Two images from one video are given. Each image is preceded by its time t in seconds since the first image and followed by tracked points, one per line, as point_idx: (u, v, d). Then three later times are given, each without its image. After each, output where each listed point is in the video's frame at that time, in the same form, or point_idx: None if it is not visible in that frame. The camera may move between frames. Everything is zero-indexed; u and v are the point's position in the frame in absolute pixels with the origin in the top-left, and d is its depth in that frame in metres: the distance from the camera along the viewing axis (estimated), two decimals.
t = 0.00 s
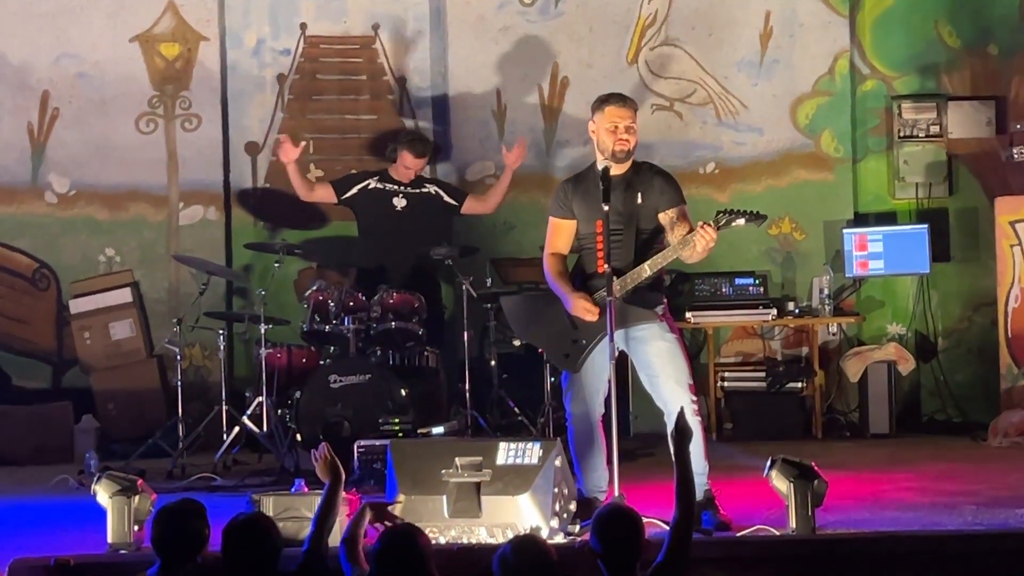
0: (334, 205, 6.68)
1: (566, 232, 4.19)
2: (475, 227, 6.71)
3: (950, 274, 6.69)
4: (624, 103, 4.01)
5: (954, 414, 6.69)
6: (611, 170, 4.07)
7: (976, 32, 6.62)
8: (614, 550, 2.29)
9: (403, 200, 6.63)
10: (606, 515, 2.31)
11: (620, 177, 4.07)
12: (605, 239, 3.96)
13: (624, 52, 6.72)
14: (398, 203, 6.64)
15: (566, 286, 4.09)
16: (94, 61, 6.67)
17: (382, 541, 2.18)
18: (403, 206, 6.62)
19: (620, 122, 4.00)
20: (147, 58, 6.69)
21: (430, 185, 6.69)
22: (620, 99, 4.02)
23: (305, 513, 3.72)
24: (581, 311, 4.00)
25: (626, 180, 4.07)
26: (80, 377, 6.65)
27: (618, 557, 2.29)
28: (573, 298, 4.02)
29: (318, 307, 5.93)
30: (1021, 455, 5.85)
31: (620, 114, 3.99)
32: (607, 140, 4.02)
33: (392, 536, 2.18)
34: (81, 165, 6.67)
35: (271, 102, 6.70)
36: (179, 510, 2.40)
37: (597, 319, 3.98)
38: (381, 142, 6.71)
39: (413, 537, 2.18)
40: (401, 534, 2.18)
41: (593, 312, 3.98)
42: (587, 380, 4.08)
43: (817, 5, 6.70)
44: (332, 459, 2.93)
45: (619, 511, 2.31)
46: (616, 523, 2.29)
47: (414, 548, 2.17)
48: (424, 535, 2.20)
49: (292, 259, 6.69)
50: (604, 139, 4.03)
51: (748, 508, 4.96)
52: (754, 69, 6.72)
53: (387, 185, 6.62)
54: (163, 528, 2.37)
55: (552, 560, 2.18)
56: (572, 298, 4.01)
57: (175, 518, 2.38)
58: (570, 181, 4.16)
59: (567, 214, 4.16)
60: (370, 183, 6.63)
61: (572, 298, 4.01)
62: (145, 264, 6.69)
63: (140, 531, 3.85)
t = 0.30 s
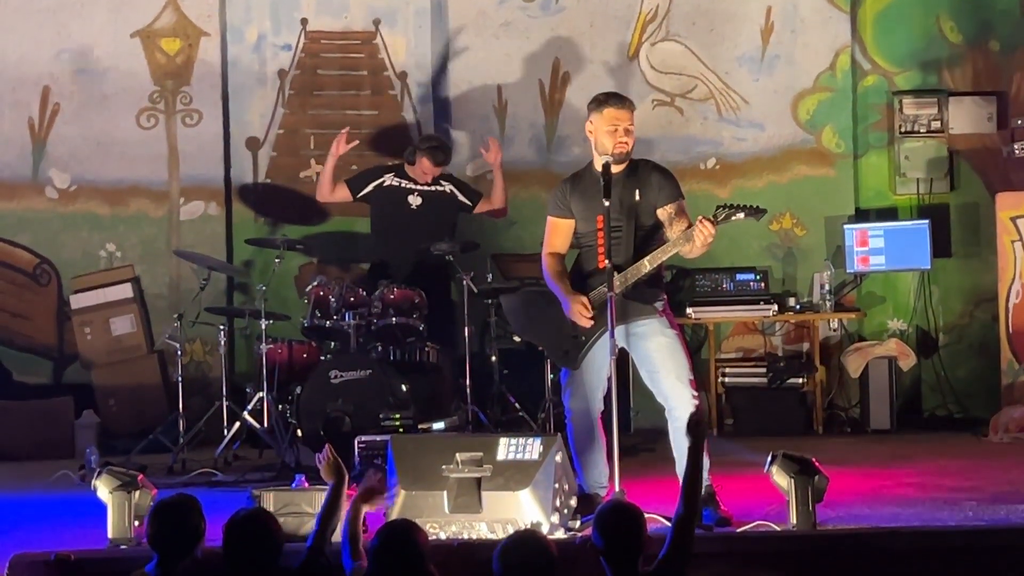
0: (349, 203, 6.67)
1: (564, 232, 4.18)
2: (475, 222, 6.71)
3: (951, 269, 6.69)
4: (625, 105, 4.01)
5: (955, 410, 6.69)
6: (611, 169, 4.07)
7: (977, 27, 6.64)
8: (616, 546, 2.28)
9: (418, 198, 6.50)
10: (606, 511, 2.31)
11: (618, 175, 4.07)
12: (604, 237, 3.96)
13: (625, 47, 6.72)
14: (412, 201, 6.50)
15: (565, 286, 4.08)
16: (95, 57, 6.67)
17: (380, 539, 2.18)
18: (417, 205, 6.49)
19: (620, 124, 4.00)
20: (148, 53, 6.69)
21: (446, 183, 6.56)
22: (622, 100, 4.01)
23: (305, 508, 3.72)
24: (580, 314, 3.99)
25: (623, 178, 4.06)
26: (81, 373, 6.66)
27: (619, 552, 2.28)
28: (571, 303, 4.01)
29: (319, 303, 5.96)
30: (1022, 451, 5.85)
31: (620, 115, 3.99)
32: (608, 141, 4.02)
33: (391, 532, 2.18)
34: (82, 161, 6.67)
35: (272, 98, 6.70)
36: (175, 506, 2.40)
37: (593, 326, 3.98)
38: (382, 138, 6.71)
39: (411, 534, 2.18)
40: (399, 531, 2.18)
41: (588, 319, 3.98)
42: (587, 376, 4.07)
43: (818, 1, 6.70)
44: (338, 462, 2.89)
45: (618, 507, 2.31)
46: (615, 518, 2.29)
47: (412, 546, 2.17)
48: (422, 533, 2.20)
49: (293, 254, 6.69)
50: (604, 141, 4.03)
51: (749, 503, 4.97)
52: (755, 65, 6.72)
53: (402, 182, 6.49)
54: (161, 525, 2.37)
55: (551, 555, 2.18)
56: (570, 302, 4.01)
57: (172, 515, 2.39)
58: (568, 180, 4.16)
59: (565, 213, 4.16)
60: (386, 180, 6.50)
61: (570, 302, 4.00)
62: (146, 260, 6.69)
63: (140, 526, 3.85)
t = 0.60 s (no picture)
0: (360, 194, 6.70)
1: (562, 231, 4.18)
2: (474, 218, 6.71)
3: (951, 265, 6.68)
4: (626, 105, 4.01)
5: (954, 406, 6.69)
6: (611, 169, 4.07)
7: (976, 24, 6.63)
8: (614, 545, 2.28)
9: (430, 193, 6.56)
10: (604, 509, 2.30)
11: (617, 176, 4.07)
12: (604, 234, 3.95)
13: (624, 43, 6.71)
14: (424, 197, 6.57)
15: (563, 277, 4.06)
16: (94, 52, 6.66)
17: (381, 535, 2.17)
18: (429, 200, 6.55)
19: (623, 124, 3.99)
20: (147, 48, 6.69)
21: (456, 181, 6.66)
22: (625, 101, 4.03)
23: (304, 503, 3.71)
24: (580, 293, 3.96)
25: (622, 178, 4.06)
26: (80, 368, 6.65)
27: (618, 550, 2.28)
28: (571, 285, 3.98)
29: (317, 298, 5.96)
30: (1021, 448, 5.85)
31: (621, 116, 3.99)
32: (610, 141, 4.01)
33: (392, 531, 2.17)
34: (81, 156, 6.66)
35: (271, 93, 6.69)
36: (172, 502, 2.42)
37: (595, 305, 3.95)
38: (381, 134, 6.71)
39: (412, 529, 2.18)
40: (399, 527, 2.17)
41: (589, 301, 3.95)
42: (584, 374, 4.06)
43: None
44: (334, 461, 2.83)
45: (617, 506, 2.30)
46: (614, 517, 2.28)
47: (412, 540, 2.17)
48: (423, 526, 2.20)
49: (292, 249, 6.69)
50: (606, 141, 4.02)
51: (747, 499, 4.97)
52: (754, 60, 6.71)
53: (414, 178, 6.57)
54: (158, 522, 2.38)
55: (551, 554, 2.17)
56: (570, 285, 3.98)
57: (169, 511, 2.40)
58: (568, 181, 4.15)
59: (563, 213, 4.15)
60: (398, 175, 6.60)
61: (570, 284, 3.97)
62: (145, 255, 6.69)
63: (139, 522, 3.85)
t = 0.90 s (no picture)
0: (358, 182, 6.69)
1: (561, 219, 4.18)
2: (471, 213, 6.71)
3: (948, 261, 6.69)
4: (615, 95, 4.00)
5: (950, 402, 6.69)
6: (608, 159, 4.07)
7: (974, 19, 6.64)
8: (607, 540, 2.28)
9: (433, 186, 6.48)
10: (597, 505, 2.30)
11: (614, 164, 4.06)
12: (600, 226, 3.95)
13: (622, 37, 6.70)
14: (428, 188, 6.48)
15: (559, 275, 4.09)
16: (91, 46, 6.66)
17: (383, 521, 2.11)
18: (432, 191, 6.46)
19: (610, 114, 3.98)
20: (144, 42, 6.68)
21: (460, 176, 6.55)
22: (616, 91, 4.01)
23: (301, 497, 3.72)
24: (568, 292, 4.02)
25: (621, 166, 4.06)
26: (77, 362, 6.65)
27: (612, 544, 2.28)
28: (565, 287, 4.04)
29: (314, 293, 5.94)
30: (1017, 443, 5.85)
31: (609, 106, 3.98)
32: (600, 132, 4.01)
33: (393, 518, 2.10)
34: (79, 150, 6.66)
35: (268, 87, 6.69)
36: (164, 496, 2.41)
37: (588, 308, 4.00)
38: (378, 128, 6.71)
39: (416, 515, 2.12)
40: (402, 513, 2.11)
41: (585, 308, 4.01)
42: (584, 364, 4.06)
43: None
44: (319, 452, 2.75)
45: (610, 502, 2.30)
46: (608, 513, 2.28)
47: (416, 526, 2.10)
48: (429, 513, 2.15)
49: (289, 244, 6.68)
50: (597, 132, 4.02)
51: (744, 494, 4.98)
52: (752, 55, 6.69)
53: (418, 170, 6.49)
54: (153, 514, 2.39)
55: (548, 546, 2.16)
56: (563, 286, 4.04)
57: (163, 504, 2.40)
58: (567, 167, 4.15)
59: (562, 201, 4.15)
60: (403, 166, 6.51)
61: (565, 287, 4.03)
62: (142, 249, 6.69)
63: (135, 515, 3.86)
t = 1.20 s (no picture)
0: (355, 176, 6.70)
1: (563, 211, 4.22)
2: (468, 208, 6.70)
3: (944, 257, 6.69)
4: (602, 94, 3.91)
5: (946, 398, 6.69)
6: (606, 151, 4.08)
7: (971, 16, 6.64)
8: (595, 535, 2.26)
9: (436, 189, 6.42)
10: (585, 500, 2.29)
11: (614, 156, 4.07)
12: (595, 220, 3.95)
13: (619, 32, 6.69)
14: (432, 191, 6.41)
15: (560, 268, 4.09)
16: (88, 39, 6.65)
17: (394, 511, 1.98)
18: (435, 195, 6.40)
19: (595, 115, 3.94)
20: (141, 36, 6.68)
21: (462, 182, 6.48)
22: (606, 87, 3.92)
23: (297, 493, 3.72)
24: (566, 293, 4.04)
25: (621, 158, 4.06)
26: (72, 356, 6.64)
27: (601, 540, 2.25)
28: (569, 284, 4.01)
29: (311, 287, 6.01)
30: (1013, 440, 5.84)
31: (594, 106, 3.91)
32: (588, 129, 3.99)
33: (403, 509, 1.97)
34: (75, 144, 6.66)
35: (264, 81, 6.68)
36: (159, 490, 2.37)
37: (587, 309, 3.98)
38: (375, 123, 6.70)
39: (430, 505, 2.00)
40: (413, 503, 1.98)
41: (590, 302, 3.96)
42: (583, 358, 4.05)
43: None
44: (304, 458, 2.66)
45: (598, 496, 2.29)
46: (596, 507, 2.26)
47: (428, 517, 1.98)
48: (444, 503, 2.03)
49: (285, 239, 6.67)
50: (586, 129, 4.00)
51: (740, 490, 4.98)
52: (749, 51, 6.69)
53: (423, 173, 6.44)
54: (147, 508, 2.34)
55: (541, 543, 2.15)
56: (567, 285, 4.01)
57: (157, 499, 2.35)
58: (568, 159, 4.16)
59: (564, 193, 4.18)
60: (408, 169, 6.46)
61: (568, 286, 3.99)
62: (138, 243, 6.68)
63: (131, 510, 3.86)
